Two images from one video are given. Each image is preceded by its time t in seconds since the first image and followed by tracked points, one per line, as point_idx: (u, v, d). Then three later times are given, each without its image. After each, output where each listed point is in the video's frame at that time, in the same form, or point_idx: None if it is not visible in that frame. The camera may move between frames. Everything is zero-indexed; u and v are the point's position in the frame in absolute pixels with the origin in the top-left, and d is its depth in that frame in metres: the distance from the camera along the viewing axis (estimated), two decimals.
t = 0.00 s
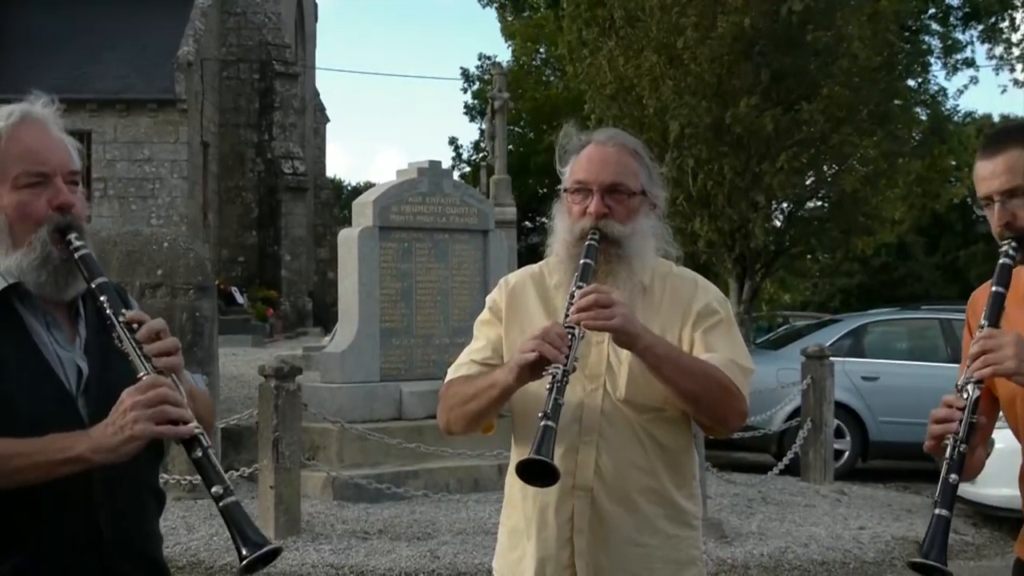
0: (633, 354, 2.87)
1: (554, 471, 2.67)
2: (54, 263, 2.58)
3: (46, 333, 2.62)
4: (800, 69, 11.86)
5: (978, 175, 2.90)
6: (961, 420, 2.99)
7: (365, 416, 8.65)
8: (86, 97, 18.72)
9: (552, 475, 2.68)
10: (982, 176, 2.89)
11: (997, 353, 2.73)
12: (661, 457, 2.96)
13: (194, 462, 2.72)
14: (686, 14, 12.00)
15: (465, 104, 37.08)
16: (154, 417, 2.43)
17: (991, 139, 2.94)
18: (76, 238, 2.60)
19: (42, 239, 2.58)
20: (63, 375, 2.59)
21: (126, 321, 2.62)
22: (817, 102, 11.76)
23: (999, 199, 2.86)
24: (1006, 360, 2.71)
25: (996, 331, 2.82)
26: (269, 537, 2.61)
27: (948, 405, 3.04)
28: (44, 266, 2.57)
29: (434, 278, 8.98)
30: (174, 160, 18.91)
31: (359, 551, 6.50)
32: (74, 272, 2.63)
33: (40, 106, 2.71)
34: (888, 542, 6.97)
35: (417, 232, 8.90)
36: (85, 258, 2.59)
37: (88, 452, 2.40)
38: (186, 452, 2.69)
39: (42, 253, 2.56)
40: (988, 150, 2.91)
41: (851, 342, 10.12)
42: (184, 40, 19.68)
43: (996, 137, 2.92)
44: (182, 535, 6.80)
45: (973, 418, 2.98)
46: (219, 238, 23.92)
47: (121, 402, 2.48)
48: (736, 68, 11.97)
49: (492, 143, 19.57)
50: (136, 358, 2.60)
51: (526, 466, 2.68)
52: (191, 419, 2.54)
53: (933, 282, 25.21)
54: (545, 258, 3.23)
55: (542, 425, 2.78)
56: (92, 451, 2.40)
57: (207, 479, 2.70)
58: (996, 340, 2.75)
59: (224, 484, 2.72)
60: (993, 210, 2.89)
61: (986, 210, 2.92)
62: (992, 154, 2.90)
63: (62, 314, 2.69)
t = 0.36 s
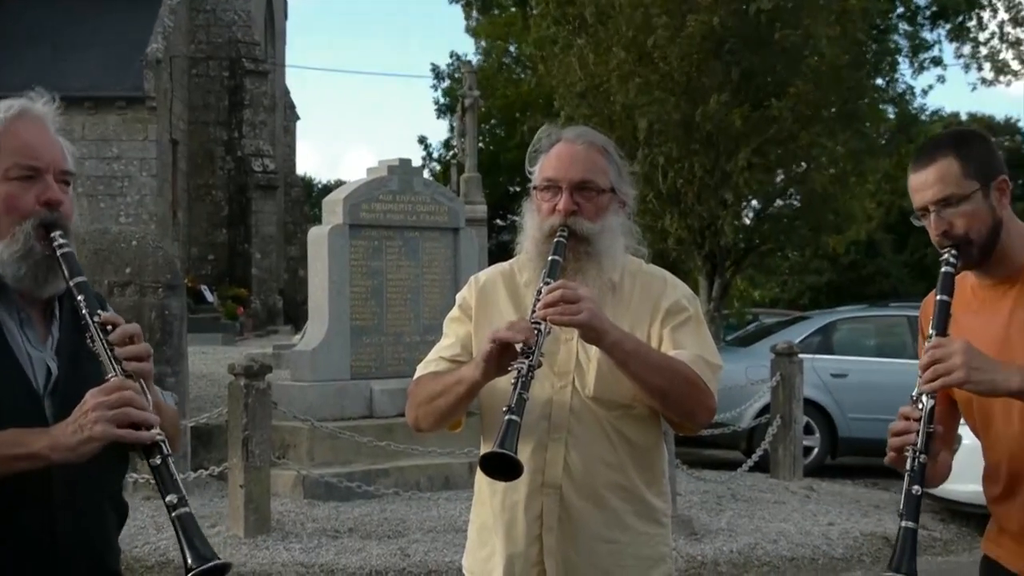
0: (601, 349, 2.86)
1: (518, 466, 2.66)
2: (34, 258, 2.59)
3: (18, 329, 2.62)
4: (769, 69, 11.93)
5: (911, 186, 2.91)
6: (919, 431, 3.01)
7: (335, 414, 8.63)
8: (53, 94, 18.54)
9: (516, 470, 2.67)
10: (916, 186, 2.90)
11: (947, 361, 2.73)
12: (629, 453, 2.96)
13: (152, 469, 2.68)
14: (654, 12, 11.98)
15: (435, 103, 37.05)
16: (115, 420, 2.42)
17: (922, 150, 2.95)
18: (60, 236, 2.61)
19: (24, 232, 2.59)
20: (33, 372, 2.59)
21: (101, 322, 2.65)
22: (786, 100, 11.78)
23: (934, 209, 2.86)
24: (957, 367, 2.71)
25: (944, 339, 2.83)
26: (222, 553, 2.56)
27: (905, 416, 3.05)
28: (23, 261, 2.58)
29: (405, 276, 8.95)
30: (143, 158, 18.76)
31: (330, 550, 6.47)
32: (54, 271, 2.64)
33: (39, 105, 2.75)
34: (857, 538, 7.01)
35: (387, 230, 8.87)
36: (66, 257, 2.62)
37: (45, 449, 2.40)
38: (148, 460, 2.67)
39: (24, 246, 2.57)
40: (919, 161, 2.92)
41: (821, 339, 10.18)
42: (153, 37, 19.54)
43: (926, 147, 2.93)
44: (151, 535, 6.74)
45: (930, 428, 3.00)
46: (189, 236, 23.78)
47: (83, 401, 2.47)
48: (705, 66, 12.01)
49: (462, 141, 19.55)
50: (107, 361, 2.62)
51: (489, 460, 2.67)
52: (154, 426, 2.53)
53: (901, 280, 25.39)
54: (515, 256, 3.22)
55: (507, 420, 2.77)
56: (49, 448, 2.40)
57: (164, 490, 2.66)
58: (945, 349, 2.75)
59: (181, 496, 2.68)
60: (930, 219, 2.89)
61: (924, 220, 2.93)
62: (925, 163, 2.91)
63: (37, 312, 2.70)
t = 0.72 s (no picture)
0: (581, 350, 2.84)
1: (500, 467, 2.64)
2: (14, 264, 2.64)
3: None
4: (750, 68, 11.98)
5: (892, 185, 2.91)
6: (892, 431, 3.01)
7: (316, 414, 8.59)
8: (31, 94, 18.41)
9: (498, 471, 2.66)
10: (897, 185, 2.90)
11: (921, 361, 2.74)
12: (609, 453, 2.95)
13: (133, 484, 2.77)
14: (637, 11, 11.95)
15: (416, 103, 37.00)
16: (100, 434, 2.49)
17: (902, 149, 2.95)
18: (41, 243, 2.68)
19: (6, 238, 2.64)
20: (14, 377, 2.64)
21: (82, 334, 2.71)
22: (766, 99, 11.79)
23: (914, 208, 2.86)
24: (931, 368, 2.71)
25: (919, 338, 2.83)
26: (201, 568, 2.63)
27: (880, 416, 3.06)
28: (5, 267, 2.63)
29: (385, 276, 8.92)
30: (123, 158, 18.64)
31: (310, 550, 6.44)
32: (35, 278, 2.70)
33: (21, 109, 2.80)
34: (837, 537, 7.02)
35: (367, 230, 8.84)
36: (48, 264, 2.69)
37: (29, 462, 2.47)
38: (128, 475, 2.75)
39: (6, 253, 2.63)
40: (900, 160, 2.92)
41: (801, 338, 10.20)
42: (132, 37, 19.44)
43: (908, 147, 2.93)
44: (130, 536, 6.69)
45: (904, 427, 3.00)
46: (168, 236, 23.68)
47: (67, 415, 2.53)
48: (686, 66, 12.01)
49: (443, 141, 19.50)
50: (89, 373, 2.69)
51: (471, 461, 2.66)
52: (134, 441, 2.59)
53: (881, 279, 25.50)
54: (494, 256, 3.20)
55: (488, 421, 2.75)
56: (35, 462, 2.47)
57: (146, 507, 2.73)
58: (920, 348, 2.75)
59: (161, 512, 2.74)
60: (909, 218, 2.89)
61: (903, 219, 2.93)
62: (906, 162, 2.91)
63: (15, 317, 2.73)
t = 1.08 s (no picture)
0: (562, 355, 2.84)
1: (484, 472, 2.64)
2: None
3: None
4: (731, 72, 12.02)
5: (880, 185, 2.90)
6: (873, 431, 3.01)
7: (296, 418, 8.56)
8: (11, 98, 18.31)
9: (482, 477, 2.65)
10: (885, 185, 2.89)
11: (904, 362, 2.73)
12: (589, 456, 2.95)
13: (136, 490, 2.79)
14: (620, 14, 12.01)
15: (398, 106, 36.98)
16: (101, 443, 2.50)
17: (891, 149, 2.94)
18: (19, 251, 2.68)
19: None
20: None
21: (69, 342, 2.73)
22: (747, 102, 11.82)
23: (901, 209, 2.85)
24: (914, 369, 2.71)
25: (902, 340, 2.82)
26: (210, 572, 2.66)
27: (860, 415, 3.06)
28: None
29: (366, 280, 8.90)
30: (103, 162, 18.55)
31: (290, 555, 6.41)
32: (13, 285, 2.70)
33: None
34: (817, 540, 7.04)
35: (349, 234, 8.82)
36: (28, 274, 2.69)
37: (32, 475, 2.48)
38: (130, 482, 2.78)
39: None
40: (889, 161, 2.91)
41: (782, 342, 10.22)
42: (113, 40, 19.36)
43: (896, 147, 2.92)
44: (110, 541, 6.65)
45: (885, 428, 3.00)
46: (149, 240, 23.59)
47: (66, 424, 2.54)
48: (668, 70, 12.04)
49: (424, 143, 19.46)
50: (82, 382, 2.70)
51: (456, 468, 2.65)
52: (133, 447, 2.61)
53: (860, 283, 25.63)
54: (473, 260, 3.19)
55: (473, 426, 2.75)
56: (38, 475, 2.48)
57: (150, 514, 2.75)
58: (903, 350, 2.74)
59: (169, 518, 2.77)
60: (896, 219, 2.88)
61: (890, 219, 2.92)
62: (895, 163, 2.90)
63: None
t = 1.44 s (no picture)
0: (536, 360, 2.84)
1: (461, 476, 2.64)
2: None
3: None
4: (701, 79, 12.07)
5: (876, 187, 2.89)
6: (845, 440, 3.02)
7: (266, 424, 8.52)
8: None
9: (459, 481, 2.64)
10: (880, 188, 2.88)
11: (882, 377, 2.75)
12: (561, 462, 2.95)
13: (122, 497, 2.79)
14: (588, 21, 12.00)
15: (368, 111, 36.95)
16: (93, 448, 2.55)
17: (891, 148, 2.92)
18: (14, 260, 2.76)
19: None
20: None
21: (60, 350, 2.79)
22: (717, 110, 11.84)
23: (895, 214, 2.85)
24: (892, 384, 2.73)
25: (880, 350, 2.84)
26: None
27: (834, 422, 3.05)
28: None
29: (337, 286, 8.88)
30: (72, 167, 18.41)
31: (260, 561, 6.37)
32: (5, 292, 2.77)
33: None
34: (787, 544, 7.08)
35: (319, 239, 8.80)
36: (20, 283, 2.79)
37: (24, 475, 2.51)
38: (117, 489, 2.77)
39: None
40: (885, 163, 2.90)
41: (751, 347, 10.26)
42: (82, 45, 19.23)
43: (892, 150, 2.91)
44: (78, 548, 6.60)
45: (857, 438, 3.01)
46: (118, 245, 23.43)
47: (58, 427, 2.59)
48: (638, 76, 12.04)
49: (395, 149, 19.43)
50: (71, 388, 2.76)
51: (432, 472, 2.64)
52: (124, 453, 2.66)
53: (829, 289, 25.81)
54: (444, 266, 3.19)
55: (449, 431, 2.74)
56: (29, 477, 2.51)
57: (136, 521, 2.75)
58: (882, 363, 2.76)
59: (156, 525, 2.77)
60: (888, 223, 2.89)
61: (881, 221, 2.92)
62: (893, 166, 2.88)
63: None
